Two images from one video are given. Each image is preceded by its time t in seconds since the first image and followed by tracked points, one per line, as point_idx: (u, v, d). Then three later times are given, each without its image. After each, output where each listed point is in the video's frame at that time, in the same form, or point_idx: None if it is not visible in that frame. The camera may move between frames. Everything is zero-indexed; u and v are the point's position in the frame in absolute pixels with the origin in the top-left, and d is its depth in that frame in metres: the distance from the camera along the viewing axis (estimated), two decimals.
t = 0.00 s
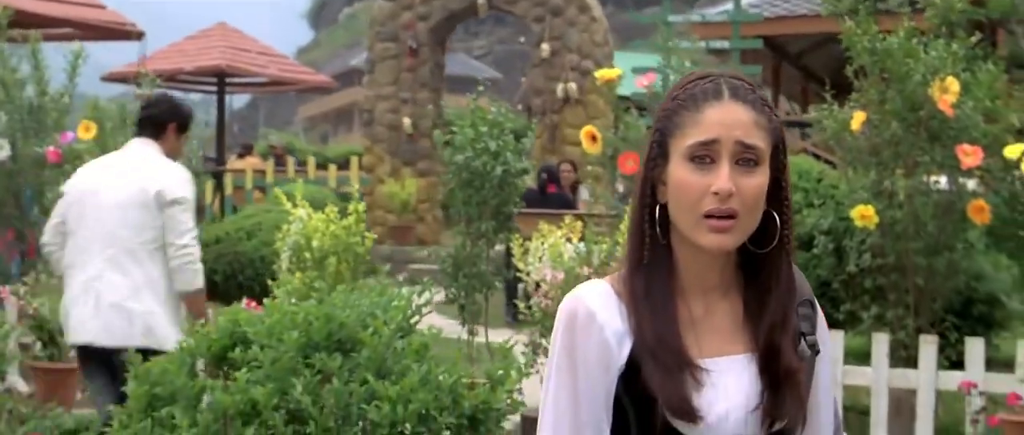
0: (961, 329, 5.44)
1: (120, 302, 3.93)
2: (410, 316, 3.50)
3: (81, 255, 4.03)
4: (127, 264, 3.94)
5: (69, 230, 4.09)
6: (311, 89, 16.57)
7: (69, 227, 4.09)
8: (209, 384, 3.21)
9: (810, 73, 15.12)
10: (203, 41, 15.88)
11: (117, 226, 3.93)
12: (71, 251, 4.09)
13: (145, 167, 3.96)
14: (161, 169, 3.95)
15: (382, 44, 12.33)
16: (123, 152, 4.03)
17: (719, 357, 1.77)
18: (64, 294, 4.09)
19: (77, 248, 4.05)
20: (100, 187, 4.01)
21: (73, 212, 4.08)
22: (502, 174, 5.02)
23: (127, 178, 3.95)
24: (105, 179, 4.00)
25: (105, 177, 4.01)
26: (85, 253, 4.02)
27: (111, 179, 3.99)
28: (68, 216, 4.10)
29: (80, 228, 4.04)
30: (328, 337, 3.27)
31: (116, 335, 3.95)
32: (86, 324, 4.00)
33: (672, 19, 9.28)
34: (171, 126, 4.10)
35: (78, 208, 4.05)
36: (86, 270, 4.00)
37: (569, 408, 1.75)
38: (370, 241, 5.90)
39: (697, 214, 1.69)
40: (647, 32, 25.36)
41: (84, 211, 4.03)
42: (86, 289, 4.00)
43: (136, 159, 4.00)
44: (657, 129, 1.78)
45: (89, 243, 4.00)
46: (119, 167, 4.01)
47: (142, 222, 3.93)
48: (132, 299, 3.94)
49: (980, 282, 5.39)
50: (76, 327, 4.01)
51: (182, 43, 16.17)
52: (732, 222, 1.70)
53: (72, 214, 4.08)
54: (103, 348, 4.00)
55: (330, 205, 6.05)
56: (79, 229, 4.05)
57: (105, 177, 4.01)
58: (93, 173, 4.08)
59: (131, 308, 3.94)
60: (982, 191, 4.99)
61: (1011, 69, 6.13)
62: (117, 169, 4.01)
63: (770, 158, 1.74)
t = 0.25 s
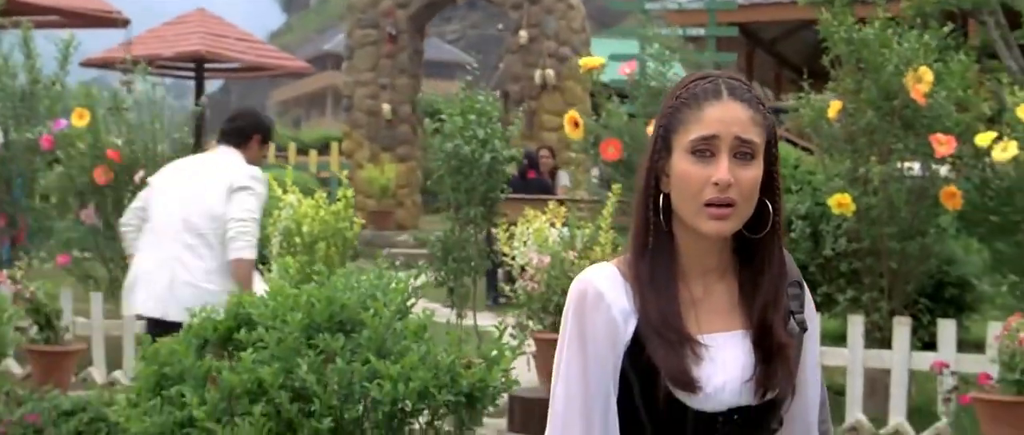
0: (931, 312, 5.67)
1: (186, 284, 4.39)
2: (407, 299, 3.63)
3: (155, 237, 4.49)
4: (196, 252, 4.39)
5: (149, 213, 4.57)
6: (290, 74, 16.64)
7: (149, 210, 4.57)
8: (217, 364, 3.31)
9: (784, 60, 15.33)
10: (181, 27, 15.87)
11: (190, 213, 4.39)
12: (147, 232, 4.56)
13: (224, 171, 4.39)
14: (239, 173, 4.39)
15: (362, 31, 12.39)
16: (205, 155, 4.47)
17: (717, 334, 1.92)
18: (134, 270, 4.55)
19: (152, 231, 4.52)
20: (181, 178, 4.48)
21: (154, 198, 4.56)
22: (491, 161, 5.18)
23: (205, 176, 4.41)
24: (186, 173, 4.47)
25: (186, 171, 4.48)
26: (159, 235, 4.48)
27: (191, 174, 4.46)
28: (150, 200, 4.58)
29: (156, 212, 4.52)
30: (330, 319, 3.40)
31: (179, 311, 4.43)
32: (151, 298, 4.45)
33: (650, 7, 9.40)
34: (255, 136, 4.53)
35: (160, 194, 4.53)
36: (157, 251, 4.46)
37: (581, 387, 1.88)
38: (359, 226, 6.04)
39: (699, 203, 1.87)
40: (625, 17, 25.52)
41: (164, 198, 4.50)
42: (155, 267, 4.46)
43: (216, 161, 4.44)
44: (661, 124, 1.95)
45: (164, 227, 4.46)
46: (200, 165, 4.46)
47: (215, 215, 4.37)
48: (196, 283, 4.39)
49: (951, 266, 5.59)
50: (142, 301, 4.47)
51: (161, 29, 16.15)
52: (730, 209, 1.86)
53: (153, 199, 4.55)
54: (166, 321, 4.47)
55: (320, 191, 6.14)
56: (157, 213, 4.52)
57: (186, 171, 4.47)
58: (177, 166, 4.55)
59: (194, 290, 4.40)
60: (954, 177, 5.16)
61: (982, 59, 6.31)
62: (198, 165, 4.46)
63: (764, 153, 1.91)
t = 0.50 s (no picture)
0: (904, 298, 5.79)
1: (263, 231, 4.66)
2: (403, 284, 3.77)
3: (232, 187, 4.78)
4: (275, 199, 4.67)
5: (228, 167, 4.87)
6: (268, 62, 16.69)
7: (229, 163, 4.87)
8: (222, 347, 3.45)
9: (757, 49, 15.51)
10: (160, 16, 15.88)
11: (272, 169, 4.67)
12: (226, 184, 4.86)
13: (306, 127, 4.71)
14: (318, 130, 4.71)
15: (342, 21, 12.48)
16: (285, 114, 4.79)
17: (706, 314, 2.08)
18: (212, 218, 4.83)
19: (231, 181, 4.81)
20: (260, 134, 4.79)
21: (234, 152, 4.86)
22: (479, 151, 5.37)
23: (283, 133, 4.71)
24: (266, 129, 4.78)
25: (266, 128, 4.79)
26: (238, 185, 4.77)
27: (268, 131, 4.77)
28: (230, 156, 4.90)
29: (237, 164, 4.80)
30: (330, 303, 3.54)
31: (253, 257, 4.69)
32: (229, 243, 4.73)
33: None
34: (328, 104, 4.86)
35: (240, 149, 4.84)
36: (237, 198, 4.73)
37: (582, 366, 2.02)
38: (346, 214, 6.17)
39: (691, 194, 2.02)
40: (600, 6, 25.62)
41: (243, 152, 4.81)
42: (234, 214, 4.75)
43: (297, 119, 4.76)
44: (657, 121, 2.10)
45: (243, 178, 4.75)
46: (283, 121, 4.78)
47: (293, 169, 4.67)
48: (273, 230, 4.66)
49: (923, 252, 5.78)
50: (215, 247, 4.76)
51: (140, 18, 16.16)
52: (720, 199, 2.02)
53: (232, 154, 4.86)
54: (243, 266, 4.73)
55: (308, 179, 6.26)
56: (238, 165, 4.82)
57: (266, 128, 4.80)
58: (254, 126, 4.88)
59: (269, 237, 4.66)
60: (926, 166, 5.37)
61: (953, 51, 6.49)
62: (279, 122, 4.78)
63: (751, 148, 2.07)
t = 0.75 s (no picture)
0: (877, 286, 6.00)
1: (318, 195, 5.38)
2: (397, 272, 3.92)
3: (281, 159, 5.50)
4: (326, 169, 5.43)
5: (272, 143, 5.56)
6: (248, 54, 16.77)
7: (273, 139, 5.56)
8: (225, 333, 3.61)
9: (732, 41, 15.69)
10: (139, 8, 15.90)
11: (320, 142, 5.42)
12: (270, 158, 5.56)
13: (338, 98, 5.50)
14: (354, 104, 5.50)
15: (322, 14, 12.49)
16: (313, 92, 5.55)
17: (692, 297, 2.25)
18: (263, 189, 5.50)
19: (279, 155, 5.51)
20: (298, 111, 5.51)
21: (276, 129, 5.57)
22: (466, 144, 5.54)
23: (321, 107, 5.47)
24: (301, 106, 5.52)
25: (301, 105, 5.53)
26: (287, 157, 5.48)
27: (307, 108, 5.50)
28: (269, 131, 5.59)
29: (282, 139, 5.51)
30: (328, 290, 3.70)
31: (310, 220, 5.39)
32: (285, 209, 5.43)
33: None
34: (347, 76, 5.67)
35: (280, 126, 5.54)
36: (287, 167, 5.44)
37: (577, 346, 2.18)
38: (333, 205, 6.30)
39: (680, 188, 2.19)
40: None
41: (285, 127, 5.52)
42: (286, 183, 5.45)
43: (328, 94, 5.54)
44: (647, 121, 2.26)
45: (293, 152, 5.46)
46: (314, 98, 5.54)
47: (338, 140, 5.44)
48: (328, 196, 5.41)
49: (894, 242, 5.99)
50: (273, 214, 5.44)
51: (118, 10, 16.17)
52: (705, 193, 2.19)
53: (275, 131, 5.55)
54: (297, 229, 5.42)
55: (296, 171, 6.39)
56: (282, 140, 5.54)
57: (301, 105, 5.53)
58: (287, 102, 5.58)
59: (324, 200, 5.41)
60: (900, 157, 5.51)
61: (923, 46, 6.69)
62: (312, 99, 5.54)
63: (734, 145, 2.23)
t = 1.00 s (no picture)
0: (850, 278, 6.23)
1: (350, 181, 5.76)
2: (391, 265, 4.07)
3: (311, 151, 5.85)
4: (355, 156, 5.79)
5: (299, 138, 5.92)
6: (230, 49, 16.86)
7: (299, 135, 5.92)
8: (227, 322, 3.77)
9: (708, 37, 15.86)
10: (121, 4, 15.97)
11: (345, 131, 5.78)
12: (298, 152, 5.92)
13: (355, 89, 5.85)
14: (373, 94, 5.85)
15: (304, 11, 12.41)
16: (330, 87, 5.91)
17: (675, 285, 2.42)
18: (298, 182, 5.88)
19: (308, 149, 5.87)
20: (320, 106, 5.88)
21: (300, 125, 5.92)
22: (453, 140, 5.70)
23: (340, 100, 5.83)
24: (321, 102, 5.88)
25: (321, 100, 5.89)
26: (316, 150, 5.84)
27: (331, 101, 5.85)
28: (296, 126, 5.93)
29: (310, 131, 5.85)
30: (325, 281, 3.86)
31: (345, 204, 5.76)
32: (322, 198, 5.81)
33: None
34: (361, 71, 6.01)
35: (304, 122, 5.90)
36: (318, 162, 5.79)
37: (569, 330, 2.35)
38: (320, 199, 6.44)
39: (665, 184, 2.36)
40: None
41: (309, 123, 5.88)
42: (317, 174, 5.83)
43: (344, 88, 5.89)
44: (635, 122, 2.43)
45: (321, 143, 5.81)
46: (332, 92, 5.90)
47: (363, 128, 5.81)
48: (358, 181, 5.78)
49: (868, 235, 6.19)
50: (309, 201, 5.81)
51: (100, 6, 16.25)
52: (689, 188, 2.36)
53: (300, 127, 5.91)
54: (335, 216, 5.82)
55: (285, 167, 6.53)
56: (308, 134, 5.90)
57: (321, 100, 5.89)
58: (311, 99, 5.93)
59: (356, 185, 5.79)
60: (874, 153, 5.74)
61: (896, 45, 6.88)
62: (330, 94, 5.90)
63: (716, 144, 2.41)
